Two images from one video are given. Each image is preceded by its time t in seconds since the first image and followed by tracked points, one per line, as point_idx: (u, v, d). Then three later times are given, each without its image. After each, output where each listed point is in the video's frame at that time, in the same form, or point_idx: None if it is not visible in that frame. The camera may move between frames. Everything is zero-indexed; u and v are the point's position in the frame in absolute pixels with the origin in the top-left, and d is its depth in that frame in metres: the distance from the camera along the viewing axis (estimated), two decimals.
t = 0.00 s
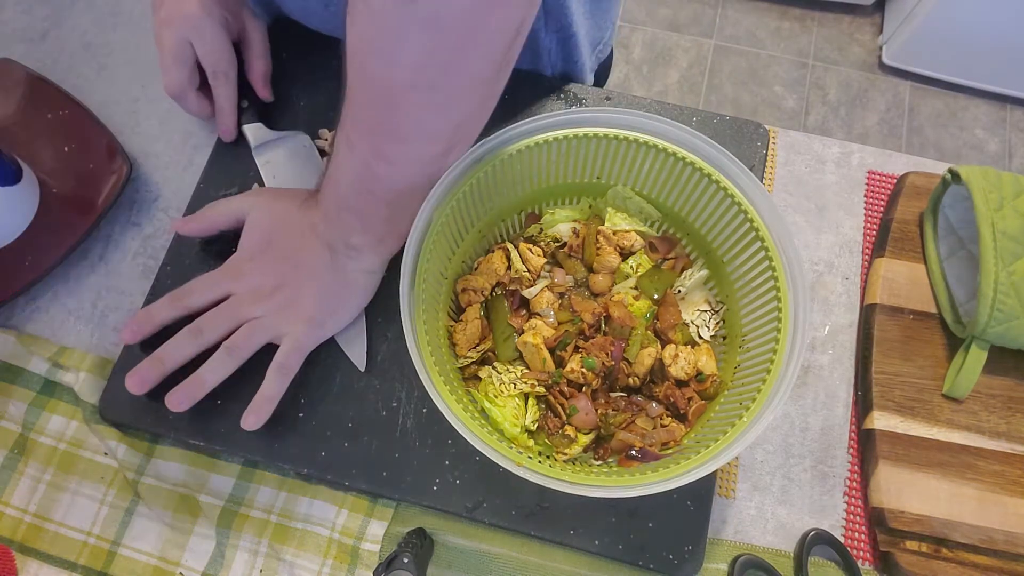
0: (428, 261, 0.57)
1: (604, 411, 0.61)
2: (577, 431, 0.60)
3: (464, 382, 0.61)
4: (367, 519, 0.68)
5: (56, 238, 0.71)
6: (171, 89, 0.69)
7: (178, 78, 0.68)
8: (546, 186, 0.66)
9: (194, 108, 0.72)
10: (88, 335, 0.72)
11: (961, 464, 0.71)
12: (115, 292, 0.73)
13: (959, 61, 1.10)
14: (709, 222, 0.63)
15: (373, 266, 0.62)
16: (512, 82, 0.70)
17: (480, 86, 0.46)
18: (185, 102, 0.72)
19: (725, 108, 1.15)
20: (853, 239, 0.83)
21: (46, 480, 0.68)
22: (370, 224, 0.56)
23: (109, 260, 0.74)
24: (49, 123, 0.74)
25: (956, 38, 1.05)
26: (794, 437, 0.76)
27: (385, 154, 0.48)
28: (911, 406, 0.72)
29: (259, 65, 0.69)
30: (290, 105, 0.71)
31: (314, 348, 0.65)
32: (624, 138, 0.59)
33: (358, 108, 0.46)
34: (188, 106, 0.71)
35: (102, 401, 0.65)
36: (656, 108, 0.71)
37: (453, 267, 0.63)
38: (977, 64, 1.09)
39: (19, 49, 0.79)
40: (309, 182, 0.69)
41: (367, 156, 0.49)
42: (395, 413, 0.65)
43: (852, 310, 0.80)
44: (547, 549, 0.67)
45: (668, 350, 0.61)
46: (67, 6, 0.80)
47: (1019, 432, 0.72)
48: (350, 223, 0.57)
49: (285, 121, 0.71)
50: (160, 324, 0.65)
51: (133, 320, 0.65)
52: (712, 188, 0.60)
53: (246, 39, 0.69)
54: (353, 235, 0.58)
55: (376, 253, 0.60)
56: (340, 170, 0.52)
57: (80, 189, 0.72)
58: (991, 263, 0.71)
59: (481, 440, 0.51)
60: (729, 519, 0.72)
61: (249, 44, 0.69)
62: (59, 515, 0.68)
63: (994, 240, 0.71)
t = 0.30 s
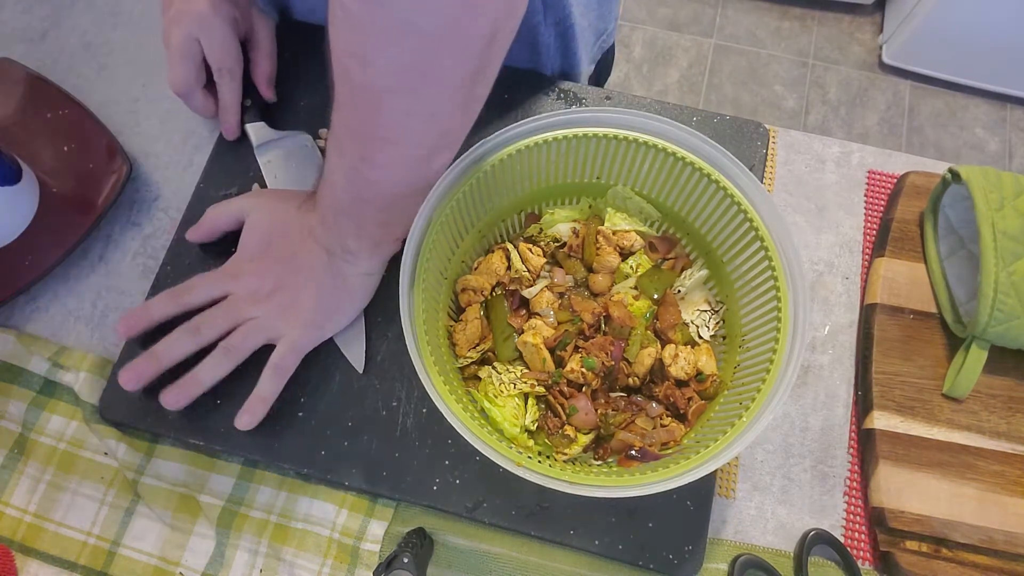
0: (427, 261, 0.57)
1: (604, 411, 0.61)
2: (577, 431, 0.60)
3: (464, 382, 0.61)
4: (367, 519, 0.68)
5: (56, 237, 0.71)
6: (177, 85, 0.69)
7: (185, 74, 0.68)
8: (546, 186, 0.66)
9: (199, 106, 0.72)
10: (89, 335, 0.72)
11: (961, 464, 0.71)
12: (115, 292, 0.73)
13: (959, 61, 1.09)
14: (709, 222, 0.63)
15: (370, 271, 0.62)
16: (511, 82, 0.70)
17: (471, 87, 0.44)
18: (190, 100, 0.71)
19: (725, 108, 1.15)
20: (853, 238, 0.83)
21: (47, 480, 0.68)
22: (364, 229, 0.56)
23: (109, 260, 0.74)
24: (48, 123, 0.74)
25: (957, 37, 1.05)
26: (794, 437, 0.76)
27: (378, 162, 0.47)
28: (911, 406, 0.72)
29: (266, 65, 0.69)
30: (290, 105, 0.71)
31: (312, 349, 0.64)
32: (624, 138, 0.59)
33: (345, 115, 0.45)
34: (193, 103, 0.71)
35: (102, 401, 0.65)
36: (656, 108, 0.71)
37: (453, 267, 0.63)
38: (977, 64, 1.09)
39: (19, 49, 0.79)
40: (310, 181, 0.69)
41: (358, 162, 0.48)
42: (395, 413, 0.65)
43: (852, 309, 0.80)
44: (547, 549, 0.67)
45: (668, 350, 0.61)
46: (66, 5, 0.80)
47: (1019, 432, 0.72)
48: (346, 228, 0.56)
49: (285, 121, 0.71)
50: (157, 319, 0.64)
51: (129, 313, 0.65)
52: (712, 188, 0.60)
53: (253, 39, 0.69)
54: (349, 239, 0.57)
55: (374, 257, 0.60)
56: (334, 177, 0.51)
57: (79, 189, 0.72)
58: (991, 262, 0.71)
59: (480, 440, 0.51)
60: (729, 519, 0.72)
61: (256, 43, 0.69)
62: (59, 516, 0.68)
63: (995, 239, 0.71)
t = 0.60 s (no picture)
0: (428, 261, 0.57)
1: (604, 411, 0.61)
2: (578, 431, 0.60)
3: (464, 382, 0.61)
4: (367, 519, 0.68)
5: (55, 237, 0.71)
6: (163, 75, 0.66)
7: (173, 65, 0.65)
8: (546, 186, 0.66)
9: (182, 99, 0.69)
10: (89, 335, 0.72)
11: (961, 464, 0.71)
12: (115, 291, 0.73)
13: (958, 61, 1.10)
14: (710, 222, 0.63)
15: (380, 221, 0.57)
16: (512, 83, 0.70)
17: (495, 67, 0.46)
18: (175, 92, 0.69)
19: (725, 108, 1.15)
20: (853, 238, 0.83)
21: (46, 480, 0.68)
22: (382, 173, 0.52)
23: (109, 260, 0.74)
24: (48, 123, 0.74)
25: (956, 38, 1.05)
26: (794, 437, 0.76)
27: (413, 103, 0.46)
28: (911, 406, 0.72)
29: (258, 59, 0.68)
30: (290, 105, 0.72)
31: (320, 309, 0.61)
32: (625, 138, 0.59)
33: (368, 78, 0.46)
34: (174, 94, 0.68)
35: (102, 401, 0.65)
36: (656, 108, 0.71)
37: (453, 267, 0.63)
38: (977, 64, 1.09)
39: (19, 49, 0.79)
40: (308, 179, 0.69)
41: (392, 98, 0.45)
42: (395, 413, 0.65)
43: (852, 309, 0.80)
44: (547, 549, 0.67)
45: (668, 350, 0.61)
46: (66, 5, 0.80)
47: (1019, 432, 0.72)
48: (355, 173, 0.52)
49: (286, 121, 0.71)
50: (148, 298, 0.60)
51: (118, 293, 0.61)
52: (712, 189, 0.60)
53: (244, 35, 0.67)
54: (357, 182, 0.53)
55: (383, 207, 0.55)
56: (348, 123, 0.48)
57: (79, 190, 0.72)
58: (992, 263, 0.71)
59: (481, 440, 0.51)
60: (729, 519, 0.72)
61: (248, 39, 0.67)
62: (59, 516, 0.68)
63: (994, 240, 0.72)
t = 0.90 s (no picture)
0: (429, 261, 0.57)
1: (604, 411, 0.61)
2: (578, 431, 0.60)
3: (465, 382, 0.61)
4: (367, 519, 0.68)
5: (54, 237, 0.71)
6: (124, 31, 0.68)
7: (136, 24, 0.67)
8: (546, 186, 0.66)
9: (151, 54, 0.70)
10: (88, 335, 0.71)
11: (961, 464, 0.71)
12: (115, 292, 0.73)
13: (958, 61, 1.10)
14: (710, 222, 0.63)
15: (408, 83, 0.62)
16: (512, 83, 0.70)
17: None
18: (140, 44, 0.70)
19: (725, 108, 1.15)
20: (853, 238, 0.83)
21: (46, 480, 0.68)
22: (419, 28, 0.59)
23: (109, 260, 0.74)
24: (48, 123, 0.74)
25: (956, 38, 1.05)
26: (794, 437, 0.76)
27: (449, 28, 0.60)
28: (911, 406, 0.72)
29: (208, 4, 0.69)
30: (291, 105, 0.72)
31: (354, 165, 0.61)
32: (625, 137, 0.59)
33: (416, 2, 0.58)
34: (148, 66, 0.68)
35: (102, 401, 0.65)
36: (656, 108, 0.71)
37: (453, 267, 0.63)
38: (977, 64, 1.09)
39: (19, 49, 0.79)
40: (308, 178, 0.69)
41: None
42: (395, 413, 0.65)
43: (852, 310, 0.80)
44: (547, 549, 0.67)
45: (668, 350, 0.61)
46: (66, 5, 0.80)
47: (1019, 432, 0.72)
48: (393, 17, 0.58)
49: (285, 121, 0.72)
50: (197, 172, 0.59)
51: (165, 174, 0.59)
52: (712, 188, 0.60)
53: None
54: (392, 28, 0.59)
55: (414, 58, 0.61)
56: None
57: (79, 190, 0.73)
58: (992, 263, 0.71)
59: (481, 440, 0.51)
60: (729, 519, 0.72)
61: None
62: (59, 516, 0.68)
63: (994, 240, 0.72)
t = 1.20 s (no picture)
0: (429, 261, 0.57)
1: (604, 411, 0.61)
2: (578, 431, 0.60)
3: (465, 382, 0.61)
4: (367, 519, 0.68)
5: (54, 237, 0.71)
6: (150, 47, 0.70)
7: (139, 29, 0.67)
8: (546, 186, 0.66)
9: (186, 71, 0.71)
10: (88, 335, 0.71)
11: (961, 464, 0.71)
12: (114, 291, 0.73)
13: (958, 61, 1.10)
14: (710, 222, 0.63)
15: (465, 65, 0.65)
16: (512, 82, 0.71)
17: None
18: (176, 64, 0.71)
19: (725, 108, 1.15)
20: (853, 238, 0.83)
21: (46, 480, 0.68)
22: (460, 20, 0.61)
23: (109, 260, 0.74)
24: (48, 123, 0.74)
25: (956, 38, 1.05)
26: (794, 437, 0.76)
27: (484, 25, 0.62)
28: (910, 406, 0.72)
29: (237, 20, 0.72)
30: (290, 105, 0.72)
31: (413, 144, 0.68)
32: (626, 137, 0.59)
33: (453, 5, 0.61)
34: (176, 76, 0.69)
35: (102, 401, 0.65)
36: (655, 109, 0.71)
37: (453, 267, 0.63)
38: (977, 64, 1.09)
39: (19, 49, 0.79)
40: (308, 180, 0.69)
41: None
42: (395, 413, 0.65)
43: (852, 310, 0.80)
44: (547, 549, 0.67)
45: (668, 350, 0.61)
46: (66, 5, 0.80)
47: (1019, 432, 0.72)
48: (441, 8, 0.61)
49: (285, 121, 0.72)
50: (269, 147, 0.66)
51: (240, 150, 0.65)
52: (712, 188, 0.60)
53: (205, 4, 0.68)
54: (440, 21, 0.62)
55: (464, 49, 0.63)
56: None
57: (79, 190, 0.73)
58: (992, 263, 0.71)
59: (481, 440, 0.51)
60: (729, 519, 0.72)
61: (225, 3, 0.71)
62: (59, 515, 0.68)
63: (994, 239, 0.72)
